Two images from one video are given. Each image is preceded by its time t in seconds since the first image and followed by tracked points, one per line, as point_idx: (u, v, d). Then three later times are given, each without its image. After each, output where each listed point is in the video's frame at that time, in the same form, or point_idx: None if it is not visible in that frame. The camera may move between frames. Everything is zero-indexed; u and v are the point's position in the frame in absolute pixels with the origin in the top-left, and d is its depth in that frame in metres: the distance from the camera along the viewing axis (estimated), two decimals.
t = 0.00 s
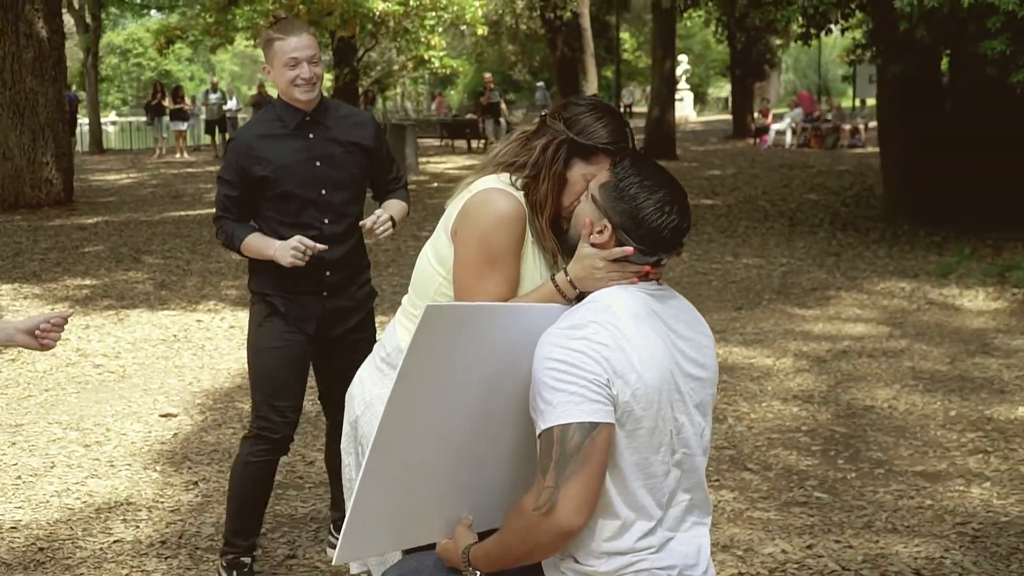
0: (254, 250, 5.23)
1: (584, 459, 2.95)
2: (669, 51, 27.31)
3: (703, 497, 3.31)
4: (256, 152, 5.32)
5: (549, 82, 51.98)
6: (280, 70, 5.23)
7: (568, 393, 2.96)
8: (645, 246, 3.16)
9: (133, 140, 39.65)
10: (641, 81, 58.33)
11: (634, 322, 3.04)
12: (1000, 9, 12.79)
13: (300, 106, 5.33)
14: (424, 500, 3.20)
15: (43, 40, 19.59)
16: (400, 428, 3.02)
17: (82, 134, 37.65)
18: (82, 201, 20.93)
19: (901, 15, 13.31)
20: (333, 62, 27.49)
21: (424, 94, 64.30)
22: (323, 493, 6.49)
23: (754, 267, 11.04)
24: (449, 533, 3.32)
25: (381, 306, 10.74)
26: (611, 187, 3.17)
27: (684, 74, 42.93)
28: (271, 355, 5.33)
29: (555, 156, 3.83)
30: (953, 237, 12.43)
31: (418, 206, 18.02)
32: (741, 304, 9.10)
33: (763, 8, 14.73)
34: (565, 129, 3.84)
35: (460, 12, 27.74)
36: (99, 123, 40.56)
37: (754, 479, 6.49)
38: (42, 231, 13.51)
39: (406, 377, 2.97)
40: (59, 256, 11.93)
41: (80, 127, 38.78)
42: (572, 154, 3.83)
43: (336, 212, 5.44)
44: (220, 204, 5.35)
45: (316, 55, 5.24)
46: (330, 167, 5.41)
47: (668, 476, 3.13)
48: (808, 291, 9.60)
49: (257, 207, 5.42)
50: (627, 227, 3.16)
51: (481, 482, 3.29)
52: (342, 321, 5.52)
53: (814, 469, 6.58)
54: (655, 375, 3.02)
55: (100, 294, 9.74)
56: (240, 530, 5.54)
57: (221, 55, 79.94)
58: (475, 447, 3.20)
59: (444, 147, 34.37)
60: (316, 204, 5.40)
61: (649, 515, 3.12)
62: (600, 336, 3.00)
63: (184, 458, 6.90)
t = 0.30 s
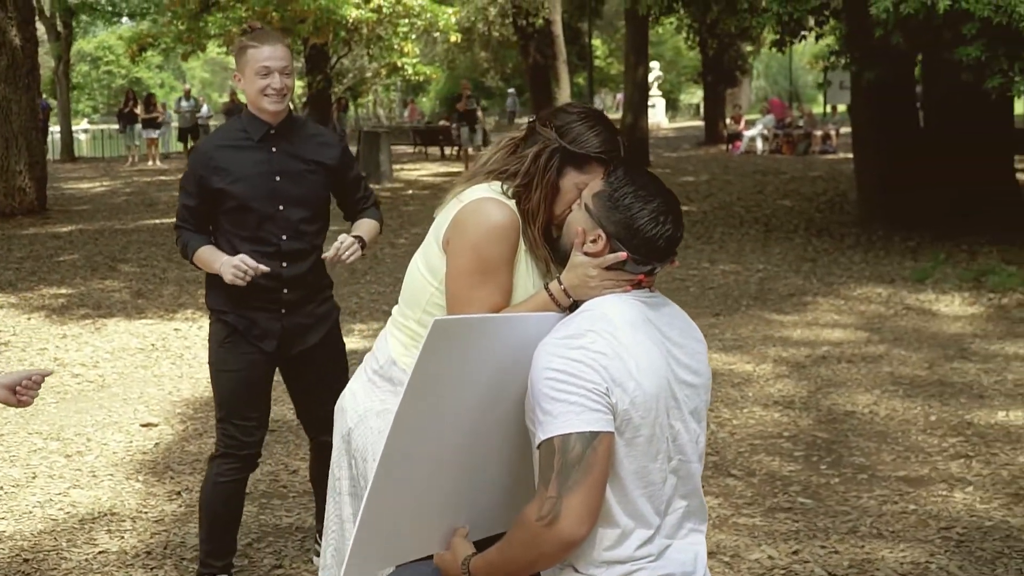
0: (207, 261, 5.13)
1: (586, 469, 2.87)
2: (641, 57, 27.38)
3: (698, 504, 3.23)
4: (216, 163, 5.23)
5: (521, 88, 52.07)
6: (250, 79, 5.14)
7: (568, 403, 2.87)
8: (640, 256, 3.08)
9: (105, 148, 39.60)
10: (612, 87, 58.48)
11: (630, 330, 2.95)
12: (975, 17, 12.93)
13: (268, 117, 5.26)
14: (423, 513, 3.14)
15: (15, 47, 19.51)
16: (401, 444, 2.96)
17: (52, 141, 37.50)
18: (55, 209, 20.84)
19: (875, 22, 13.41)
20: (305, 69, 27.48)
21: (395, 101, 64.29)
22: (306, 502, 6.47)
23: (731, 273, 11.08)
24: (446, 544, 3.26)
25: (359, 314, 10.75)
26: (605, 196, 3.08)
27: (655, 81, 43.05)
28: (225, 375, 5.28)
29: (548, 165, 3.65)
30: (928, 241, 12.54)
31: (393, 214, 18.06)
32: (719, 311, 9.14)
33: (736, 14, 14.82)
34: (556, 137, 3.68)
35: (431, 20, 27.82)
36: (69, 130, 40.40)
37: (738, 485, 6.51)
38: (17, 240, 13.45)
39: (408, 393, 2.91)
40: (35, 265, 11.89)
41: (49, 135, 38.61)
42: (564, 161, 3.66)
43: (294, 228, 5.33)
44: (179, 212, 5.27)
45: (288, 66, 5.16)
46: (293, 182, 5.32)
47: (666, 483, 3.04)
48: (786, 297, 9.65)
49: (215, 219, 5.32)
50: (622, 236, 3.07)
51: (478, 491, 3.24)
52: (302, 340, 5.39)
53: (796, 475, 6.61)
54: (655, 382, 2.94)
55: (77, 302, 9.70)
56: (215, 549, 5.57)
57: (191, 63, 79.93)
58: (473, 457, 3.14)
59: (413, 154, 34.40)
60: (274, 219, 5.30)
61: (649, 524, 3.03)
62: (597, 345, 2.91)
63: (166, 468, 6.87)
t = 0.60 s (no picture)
0: (155, 258, 4.87)
1: (591, 476, 2.85)
2: (613, 64, 27.46)
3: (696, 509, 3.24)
4: (192, 168, 5.06)
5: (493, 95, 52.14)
6: (230, 89, 5.00)
7: (572, 410, 2.87)
8: (640, 263, 3.08)
9: (76, 156, 39.52)
10: (584, 94, 58.64)
11: (631, 337, 2.95)
12: (952, 23, 13.01)
13: (246, 127, 5.10)
14: (422, 524, 3.15)
15: None
16: (406, 462, 2.98)
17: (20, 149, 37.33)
18: (28, 217, 20.73)
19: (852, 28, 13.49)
20: (278, 75, 27.44)
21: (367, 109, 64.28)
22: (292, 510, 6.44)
23: (709, 279, 11.12)
24: (446, 551, 3.29)
25: (340, 321, 10.74)
26: (604, 204, 3.07)
27: (627, 88, 43.19)
28: (182, 387, 5.14)
29: (548, 171, 3.57)
30: (903, 247, 12.61)
31: (368, 221, 18.05)
32: (699, 317, 9.18)
33: (710, 21, 14.88)
34: (555, 143, 3.60)
35: (403, 26, 27.85)
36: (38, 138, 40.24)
37: (725, 490, 6.53)
38: None
39: (414, 412, 2.93)
40: (12, 274, 11.84)
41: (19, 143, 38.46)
42: (565, 168, 3.58)
43: (260, 243, 5.15)
44: (140, 214, 5.05)
45: (267, 76, 5.02)
46: (267, 195, 5.15)
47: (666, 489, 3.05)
48: (765, 303, 9.70)
49: (178, 222, 5.14)
50: (623, 244, 3.07)
51: (474, 496, 3.27)
52: (265, 348, 5.19)
53: (781, 480, 6.63)
54: (656, 388, 2.94)
55: (54, 311, 9.67)
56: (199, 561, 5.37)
57: (162, 69, 79.73)
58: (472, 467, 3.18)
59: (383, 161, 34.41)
60: (241, 231, 5.12)
61: (649, 530, 3.04)
62: (599, 352, 2.90)
63: (150, 477, 6.84)
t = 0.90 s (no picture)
0: (142, 256, 4.51)
1: (596, 480, 2.82)
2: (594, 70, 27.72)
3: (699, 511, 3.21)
4: (185, 174, 4.83)
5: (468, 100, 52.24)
6: (220, 104, 4.77)
7: (577, 415, 2.83)
8: (640, 267, 3.02)
9: (51, 162, 39.43)
10: (559, 100, 58.81)
11: (634, 340, 2.91)
12: (931, 28, 13.06)
13: (238, 139, 4.87)
14: (426, 531, 3.10)
15: None
16: (414, 469, 2.93)
17: None
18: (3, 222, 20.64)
19: (832, 32, 13.55)
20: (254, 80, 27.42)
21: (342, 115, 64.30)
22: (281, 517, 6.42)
23: (690, 283, 11.16)
24: (449, 556, 3.23)
25: (322, 327, 10.74)
26: (605, 209, 3.03)
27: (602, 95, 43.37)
28: (166, 396, 4.87)
29: (549, 173, 3.44)
30: (882, 250, 12.68)
31: (346, 226, 18.05)
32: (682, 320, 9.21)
33: (689, 26, 14.95)
34: (555, 146, 3.47)
35: (380, 31, 27.89)
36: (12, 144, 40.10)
37: (713, 494, 6.55)
38: None
39: (422, 418, 2.89)
40: None
41: None
42: (565, 172, 3.45)
43: (247, 256, 4.92)
44: (130, 218, 4.74)
45: (258, 89, 4.80)
46: (258, 208, 4.92)
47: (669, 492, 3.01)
48: (746, 307, 9.76)
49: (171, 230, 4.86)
50: (624, 249, 3.02)
51: (478, 499, 3.21)
52: (249, 358, 4.95)
53: (769, 483, 6.65)
54: (659, 392, 2.90)
55: (35, 318, 9.64)
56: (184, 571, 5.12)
57: (135, 76, 79.61)
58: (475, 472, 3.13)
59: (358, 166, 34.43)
60: (229, 243, 4.89)
61: (654, 532, 3.00)
62: (602, 356, 2.87)
63: (137, 483, 6.81)
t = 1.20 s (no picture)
0: (160, 255, 4.40)
1: (612, 483, 2.73)
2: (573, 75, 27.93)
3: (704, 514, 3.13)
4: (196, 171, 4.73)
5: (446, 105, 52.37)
6: (218, 109, 4.70)
7: (591, 419, 2.74)
8: (648, 272, 2.96)
9: (27, 169, 39.36)
10: (536, 105, 59.03)
11: (644, 344, 2.83)
12: (914, 33, 13.13)
13: (238, 143, 4.80)
14: (436, 536, 3.05)
15: None
16: (422, 477, 2.89)
17: None
18: None
19: (814, 37, 13.60)
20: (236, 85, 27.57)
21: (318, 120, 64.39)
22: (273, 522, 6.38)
23: (675, 288, 11.23)
24: (459, 560, 3.18)
25: (308, 333, 10.75)
26: (613, 213, 2.96)
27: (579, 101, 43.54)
28: (166, 404, 4.77)
29: (555, 178, 3.30)
30: (864, 255, 12.79)
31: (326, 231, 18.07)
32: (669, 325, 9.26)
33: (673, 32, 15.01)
34: (561, 150, 3.32)
35: (359, 37, 27.97)
36: None
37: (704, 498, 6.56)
38: None
39: (433, 427, 2.84)
40: None
41: None
42: (572, 178, 3.30)
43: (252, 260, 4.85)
44: (140, 221, 4.61)
45: (257, 93, 4.73)
46: (260, 211, 4.86)
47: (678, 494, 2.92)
48: (732, 311, 9.82)
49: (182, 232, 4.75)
50: (632, 254, 2.96)
51: (488, 503, 3.17)
52: (248, 363, 4.86)
53: (760, 486, 6.67)
54: (671, 395, 2.81)
55: (20, 325, 9.63)
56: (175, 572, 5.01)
57: (110, 83, 79.54)
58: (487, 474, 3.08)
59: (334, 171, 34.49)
60: (234, 246, 4.81)
61: (665, 536, 2.91)
62: (614, 360, 2.78)
63: (128, 490, 6.79)
